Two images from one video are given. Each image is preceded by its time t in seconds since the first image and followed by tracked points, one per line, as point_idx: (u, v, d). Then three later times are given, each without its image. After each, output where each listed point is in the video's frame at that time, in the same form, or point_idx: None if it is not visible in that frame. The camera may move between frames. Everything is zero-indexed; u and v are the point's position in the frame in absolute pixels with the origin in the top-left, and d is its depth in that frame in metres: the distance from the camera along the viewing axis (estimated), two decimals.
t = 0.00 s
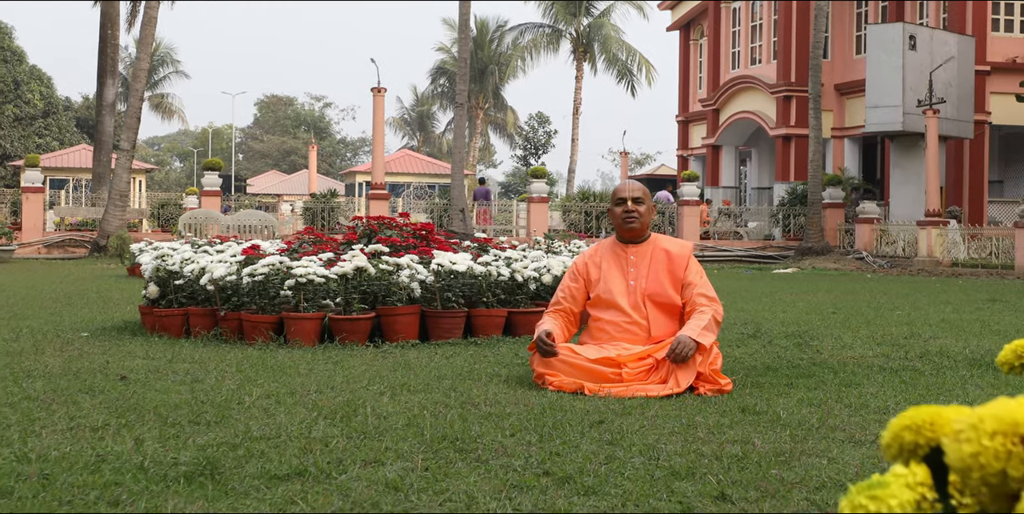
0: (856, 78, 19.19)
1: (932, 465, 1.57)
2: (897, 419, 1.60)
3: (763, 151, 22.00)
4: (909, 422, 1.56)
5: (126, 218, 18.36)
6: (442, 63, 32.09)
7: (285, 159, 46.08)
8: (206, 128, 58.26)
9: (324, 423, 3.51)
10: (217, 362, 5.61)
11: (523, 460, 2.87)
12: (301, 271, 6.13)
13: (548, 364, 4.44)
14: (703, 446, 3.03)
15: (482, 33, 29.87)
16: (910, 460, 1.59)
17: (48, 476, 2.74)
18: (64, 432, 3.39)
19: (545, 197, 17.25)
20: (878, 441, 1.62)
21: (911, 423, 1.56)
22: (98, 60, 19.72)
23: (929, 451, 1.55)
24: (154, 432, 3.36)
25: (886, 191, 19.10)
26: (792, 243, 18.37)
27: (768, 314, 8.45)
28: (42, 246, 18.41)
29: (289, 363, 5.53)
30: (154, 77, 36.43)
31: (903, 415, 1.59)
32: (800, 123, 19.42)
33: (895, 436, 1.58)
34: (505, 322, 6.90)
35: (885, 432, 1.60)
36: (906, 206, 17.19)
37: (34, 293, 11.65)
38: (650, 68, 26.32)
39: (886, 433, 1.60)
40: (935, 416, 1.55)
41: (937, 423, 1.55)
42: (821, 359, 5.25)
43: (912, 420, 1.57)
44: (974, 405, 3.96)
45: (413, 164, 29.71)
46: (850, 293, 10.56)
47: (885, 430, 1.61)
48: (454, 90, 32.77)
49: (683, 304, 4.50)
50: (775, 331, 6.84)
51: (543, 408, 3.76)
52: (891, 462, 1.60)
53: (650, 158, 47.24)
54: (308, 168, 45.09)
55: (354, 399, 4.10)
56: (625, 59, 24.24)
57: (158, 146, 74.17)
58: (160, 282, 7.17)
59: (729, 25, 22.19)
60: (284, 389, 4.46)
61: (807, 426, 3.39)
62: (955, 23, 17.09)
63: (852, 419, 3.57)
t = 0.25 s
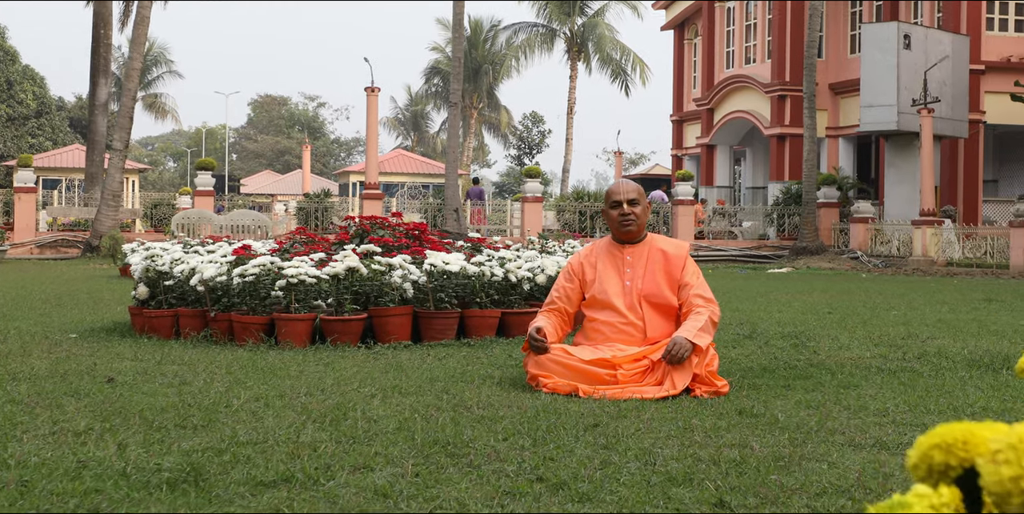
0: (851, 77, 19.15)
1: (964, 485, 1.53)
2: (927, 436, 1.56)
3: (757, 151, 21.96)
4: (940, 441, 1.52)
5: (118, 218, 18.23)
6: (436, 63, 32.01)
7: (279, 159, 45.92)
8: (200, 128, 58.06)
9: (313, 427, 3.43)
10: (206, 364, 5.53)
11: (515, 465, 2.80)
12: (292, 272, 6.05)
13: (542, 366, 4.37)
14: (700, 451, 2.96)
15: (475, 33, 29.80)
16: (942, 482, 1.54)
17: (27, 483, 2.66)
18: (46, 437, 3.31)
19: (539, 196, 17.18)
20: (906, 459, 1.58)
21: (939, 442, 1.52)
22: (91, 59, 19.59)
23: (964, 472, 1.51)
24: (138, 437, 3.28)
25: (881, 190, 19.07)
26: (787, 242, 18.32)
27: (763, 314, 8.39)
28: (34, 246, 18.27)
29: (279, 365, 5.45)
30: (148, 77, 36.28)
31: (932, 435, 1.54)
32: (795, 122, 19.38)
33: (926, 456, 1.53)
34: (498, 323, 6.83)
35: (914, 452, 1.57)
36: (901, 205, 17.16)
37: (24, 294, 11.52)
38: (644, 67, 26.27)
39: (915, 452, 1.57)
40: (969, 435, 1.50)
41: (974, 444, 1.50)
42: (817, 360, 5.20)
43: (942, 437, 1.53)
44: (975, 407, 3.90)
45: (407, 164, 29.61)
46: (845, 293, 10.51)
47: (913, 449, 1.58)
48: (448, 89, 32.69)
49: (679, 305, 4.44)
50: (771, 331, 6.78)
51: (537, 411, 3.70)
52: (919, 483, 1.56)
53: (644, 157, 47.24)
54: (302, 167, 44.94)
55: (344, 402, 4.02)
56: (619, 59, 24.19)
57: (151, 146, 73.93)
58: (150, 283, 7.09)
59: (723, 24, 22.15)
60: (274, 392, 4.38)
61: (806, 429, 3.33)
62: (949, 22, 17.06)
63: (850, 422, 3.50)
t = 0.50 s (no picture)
0: (846, 77, 19.12)
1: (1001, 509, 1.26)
2: (958, 447, 1.29)
3: (752, 151, 21.91)
4: (972, 455, 1.25)
5: (112, 218, 18.12)
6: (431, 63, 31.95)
7: (274, 159, 45.78)
8: (194, 129, 57.93)
9: (302, 430, 3.36)
10: (196, 365, 5.45)
11: (508, 469, 2.73)
12: (283, 272, 5.97)
13: (536, 367, 4.30)
14: (698, 454, 2.90)
15: (470, 33, 29.73)
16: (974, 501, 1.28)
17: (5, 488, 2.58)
18: (28, 440, 3.23)
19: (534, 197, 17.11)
20: (932, 477, 1.32)
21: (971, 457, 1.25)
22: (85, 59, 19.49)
23: (1004, 492, 1.24)
24: (122, 441, 3.20)
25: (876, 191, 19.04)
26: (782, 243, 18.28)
27: (758, 315, 8.33)
28: (28, 247, 18.17)
29: (270, 366, 5.37)
30: (142, 77, 36.17)
31: (964, 448, 1.28)
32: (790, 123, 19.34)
33: (957, 474, 1.27)
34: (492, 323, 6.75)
35: (943, 466, 1.30)
36: (896, 205, 17.12)
37: (14, 295, 11.40)
38: (639, 68, 26.22)
39: (943, 468, 1.30)
40: (1006, 448, 1.23)
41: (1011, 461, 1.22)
42: (815, 361, 5.13)
43: (974, 450, 1.26)
44: (976, 408, 3.84)
45: (401, 164, 29.52)
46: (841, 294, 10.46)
47: (942, 462, 1.31)
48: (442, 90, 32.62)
49: (675, 306, 4.37)
50: (767, 332, 6.72)
51: (531, 413, 3.63)
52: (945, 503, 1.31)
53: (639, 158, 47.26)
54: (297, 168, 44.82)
55: (335, 404, 3.95)
56: (614, 59, 24.14)
57: (145, 147, 73.80)
58: (140, 283, 7.00)
59: (718, 25, 22.10)
60: (263, 394, 4.31)
61: (805, 432, 3.26)
62: (945, 23, 17.05)
63: (850, 425, 3.44)
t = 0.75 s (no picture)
0: (842, 78, 19.09)
1: None
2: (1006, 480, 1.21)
3: (748, 152, 21.87)
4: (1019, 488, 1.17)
5: (106, 219, 18.00)
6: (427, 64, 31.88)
7: (269, 160, 45.64)
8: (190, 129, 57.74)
9: (291, 433, 3.29)
10: (187, 366, 5.38)
11: (501, 474, 2.67)
12: (275, 272, 5.90)
13: (530, 368, 4.24)
14: (694, 458, 2.84)
15: (466, 34, 29.68)
16: None
17: None
18: (10, 444, 3.16)
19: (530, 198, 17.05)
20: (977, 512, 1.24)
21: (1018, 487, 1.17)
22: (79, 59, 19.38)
23: None
24: (106, 444, 3.12)
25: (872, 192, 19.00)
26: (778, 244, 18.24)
27: (755, 316, 8.28)
28: (22, 248, 18.06)
29: (262, 367, 5.30)
30: (137, 78, 36.06)
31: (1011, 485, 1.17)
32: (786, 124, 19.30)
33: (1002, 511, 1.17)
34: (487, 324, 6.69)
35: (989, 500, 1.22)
36: (893, 207, 17.08)
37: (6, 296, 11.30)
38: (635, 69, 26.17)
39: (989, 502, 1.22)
40: None
41: None
42: (813, 362, 5.07)
43: None
44: (976, 410, 3.78)
45: (397, 165, 29.43)
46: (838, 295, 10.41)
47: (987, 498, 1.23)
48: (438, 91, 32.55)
49: (672, 306, 4.30)
50: (764, 333, 6.66)
51: (525, 415, 3.57)
52: None
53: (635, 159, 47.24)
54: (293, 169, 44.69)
55: (325, 406, 3.88)
56: (610, 60, 24.12)
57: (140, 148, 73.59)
58: (132, 284, 6.93)
59: (715, 26, 22.06)
60: (254, 396, 4.23)
61: (803, 434, 3.20)
62: (941, 24, 17.03)
63: (849, 427, 3.38)
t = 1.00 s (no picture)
0: (841, 79, 19.04)
1: None
2: None
3: (746, 153, 21.82)
4: None
5: (103, 221, 17.90)
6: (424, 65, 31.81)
7: (267, 161, 45.54)
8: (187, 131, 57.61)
9: (283, 438, 3.23)
10: (180, 369, 5.31)
11: (496, 481, 2.60)
12: (270, 274, 5.84)
13: (526, 372, 4.19)
14: (694, 463, 2.78)
15: (463, 35, 29.62)
16: None
17: None
18: None
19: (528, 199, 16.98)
20: None
21: None
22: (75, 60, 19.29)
23: None
24: (93, 450, 3.06)
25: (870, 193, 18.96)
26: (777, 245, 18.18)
27: (754, 318, 8.22)
28: (18, 250, 17.96)
29: (255, 370, 5.23)
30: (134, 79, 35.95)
31: None
32: (785, 124, 19.25)
33: None
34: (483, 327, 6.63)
35: None
36: (891, 208, 17.03)
37: None
38: (633, 70, 26.11)
39: None
40: None
41: None
42: (813, 365, 5.01)
43: None
44: (980, 414, 3.72)
45: (395, 166, 29.35)
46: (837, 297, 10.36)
47: None
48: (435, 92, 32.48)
49: (670, 308, 4.24)
50: (763, 335, 6.61)
51: (521, 419, 3.51)
52: None
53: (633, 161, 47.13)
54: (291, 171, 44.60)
55: (319, 409, 3.81)
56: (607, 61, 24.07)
57: (138, 149, 73.42)
58: (125, 286, 6.86)
59: (712, 27, 22.01)
60: (246, 400, 4.16)
61: (805, 439, 3.14)
62: (939, 25, 16.99)
63: (851, 432, 3.32)
